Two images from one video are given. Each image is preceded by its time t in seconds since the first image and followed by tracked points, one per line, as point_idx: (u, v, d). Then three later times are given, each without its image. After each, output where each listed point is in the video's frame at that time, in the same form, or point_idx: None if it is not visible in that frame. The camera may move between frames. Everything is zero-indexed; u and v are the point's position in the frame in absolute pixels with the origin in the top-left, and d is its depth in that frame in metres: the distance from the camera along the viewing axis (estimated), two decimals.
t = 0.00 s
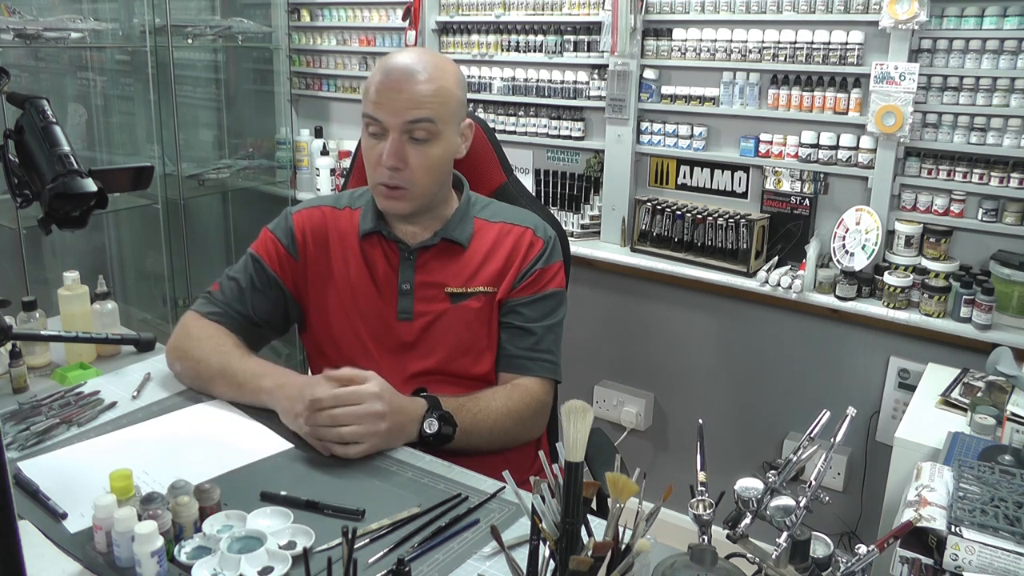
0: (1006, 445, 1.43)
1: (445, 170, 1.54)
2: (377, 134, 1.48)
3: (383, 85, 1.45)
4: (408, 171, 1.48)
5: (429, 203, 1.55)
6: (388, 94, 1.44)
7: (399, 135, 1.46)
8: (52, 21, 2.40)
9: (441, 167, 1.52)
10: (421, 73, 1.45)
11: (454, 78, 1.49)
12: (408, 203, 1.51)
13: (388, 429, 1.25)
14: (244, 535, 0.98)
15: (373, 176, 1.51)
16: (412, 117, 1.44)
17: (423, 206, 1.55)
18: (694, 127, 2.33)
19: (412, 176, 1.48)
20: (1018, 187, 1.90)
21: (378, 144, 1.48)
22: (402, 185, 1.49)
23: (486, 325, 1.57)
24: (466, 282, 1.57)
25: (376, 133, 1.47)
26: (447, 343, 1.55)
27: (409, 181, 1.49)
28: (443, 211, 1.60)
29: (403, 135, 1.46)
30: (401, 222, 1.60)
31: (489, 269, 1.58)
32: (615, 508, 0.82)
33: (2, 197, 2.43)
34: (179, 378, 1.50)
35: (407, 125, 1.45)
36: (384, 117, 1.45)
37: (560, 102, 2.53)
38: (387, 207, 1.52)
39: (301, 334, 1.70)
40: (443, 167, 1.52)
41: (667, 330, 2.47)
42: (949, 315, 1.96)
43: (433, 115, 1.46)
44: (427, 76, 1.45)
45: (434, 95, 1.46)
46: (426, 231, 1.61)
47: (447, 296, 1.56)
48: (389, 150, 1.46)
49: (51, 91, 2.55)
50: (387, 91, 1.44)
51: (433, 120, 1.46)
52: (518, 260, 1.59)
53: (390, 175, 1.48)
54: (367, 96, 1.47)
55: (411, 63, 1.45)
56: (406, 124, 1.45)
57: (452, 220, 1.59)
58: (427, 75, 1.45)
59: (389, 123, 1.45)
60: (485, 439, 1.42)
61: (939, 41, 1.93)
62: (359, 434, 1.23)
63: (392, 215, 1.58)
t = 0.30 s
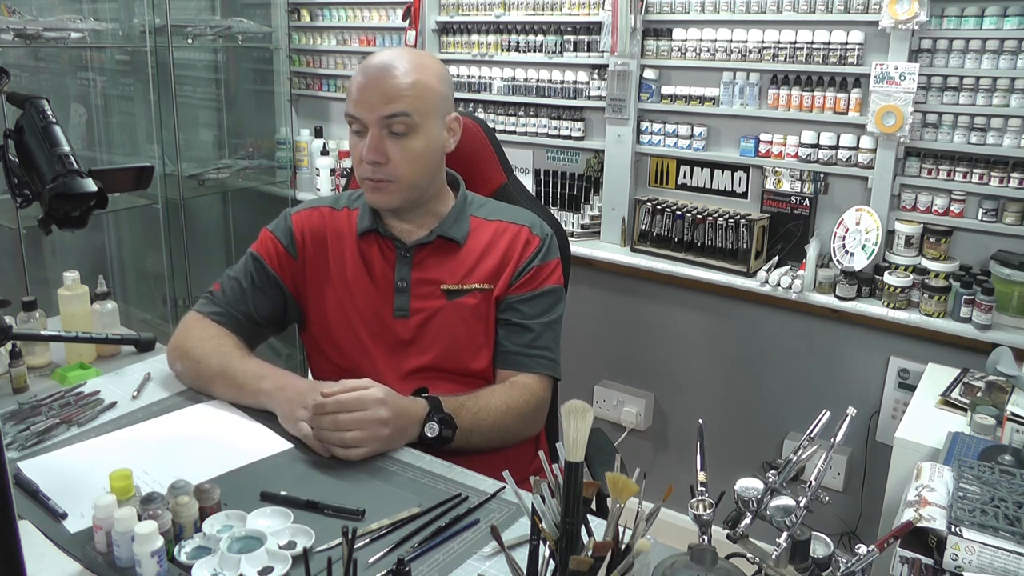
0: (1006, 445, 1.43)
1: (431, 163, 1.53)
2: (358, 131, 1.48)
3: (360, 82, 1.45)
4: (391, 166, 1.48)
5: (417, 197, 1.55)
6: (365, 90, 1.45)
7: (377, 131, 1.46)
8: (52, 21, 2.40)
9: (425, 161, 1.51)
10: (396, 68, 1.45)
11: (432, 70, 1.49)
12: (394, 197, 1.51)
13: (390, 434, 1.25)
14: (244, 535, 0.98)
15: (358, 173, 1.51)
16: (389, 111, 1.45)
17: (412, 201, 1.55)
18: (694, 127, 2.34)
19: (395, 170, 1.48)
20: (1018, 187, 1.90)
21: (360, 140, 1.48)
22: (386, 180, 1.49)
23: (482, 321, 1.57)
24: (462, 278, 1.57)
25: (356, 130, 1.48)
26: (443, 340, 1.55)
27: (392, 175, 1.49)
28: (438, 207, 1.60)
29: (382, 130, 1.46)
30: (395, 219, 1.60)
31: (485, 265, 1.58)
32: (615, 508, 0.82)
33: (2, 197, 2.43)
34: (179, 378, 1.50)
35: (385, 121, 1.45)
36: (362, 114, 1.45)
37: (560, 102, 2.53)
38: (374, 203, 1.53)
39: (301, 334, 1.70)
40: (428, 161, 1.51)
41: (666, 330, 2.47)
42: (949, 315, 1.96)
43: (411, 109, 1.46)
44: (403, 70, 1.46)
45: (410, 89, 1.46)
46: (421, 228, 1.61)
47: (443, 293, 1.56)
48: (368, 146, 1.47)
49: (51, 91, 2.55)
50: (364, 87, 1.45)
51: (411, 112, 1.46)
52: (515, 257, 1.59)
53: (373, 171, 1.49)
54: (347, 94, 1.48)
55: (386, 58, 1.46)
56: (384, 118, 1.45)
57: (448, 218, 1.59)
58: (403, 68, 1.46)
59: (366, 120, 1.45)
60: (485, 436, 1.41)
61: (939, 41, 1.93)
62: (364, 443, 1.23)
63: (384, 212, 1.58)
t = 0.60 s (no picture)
0: (1006, 445, 1.43)
1: (427, 163, 1.53)
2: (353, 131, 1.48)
3: (355, 82, 1.45)
4: (387, 165, 1.48)
5: (414, 198, 1.55)
6: (358, 89, 1.45)
7: (372, 131, 1.46)
8: (52, 21, 2.40)
9: (420, 160, 1.51)
10: (390, 68, 1.45)
11: (426, 68, 1.49)
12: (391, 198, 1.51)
13: (393, 436, 1.25)
14: (244, 535, 0.98)
15: (354, 173, 1.52)
16: (384, 110, 1.45)
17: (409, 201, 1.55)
18: (694, 127, 2.34)
19: (391, 170, 1.49)
20: (1018, 187, 1.90)
21: (355, 140, 1.48)
22: (382, 180, 1.49)
23: (482, 322, 1.57)
24: (461, 279, 1.57)
25: (352, 130, 1.48)
26: (443, 341, 1.54)
27: (388, 175, 1.49)
28: (435, 207, 1.61)
29: (377, 129, 1.46)
30: (393, 219, 1.60)
31: (484, 266, 1.58)
32: (615, 508, 0.82)
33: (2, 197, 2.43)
34: (179, 379, 1.50)
35: (379, 121, 1.45)
36: (356, 113, 1.45)
37: (560, 102, 2.53)
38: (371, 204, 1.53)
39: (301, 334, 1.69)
40: (423, 160, 1.52)
41: (666, 330, 2.47)
42: (949, 315, 1.96)
43: (405, 109, 1.46)
44: (396, 69, 1.46)
45: (405, 88, 1.46)
46: (418, 229, 1.61)
47: (442, 294, 1.56)
48: (363, 146, 1.47)
49: (51, 91, 2.55)
50: (358, 86, 1.45)
51: (405, 111, 1.46)
52: (514, 257, 1.59)
53: (368, 171, 1.49)
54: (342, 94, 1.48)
55: (379, 58, 1.45)
56: (378, 117, 1.45)
57: (446, 219, 1.59)
58: (397, 67, 1.46)
59: (361, 120, 1.46)
60: (484, 437, 1.42)
61: (939, 41, 1.93)
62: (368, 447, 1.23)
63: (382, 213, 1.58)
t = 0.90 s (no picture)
0: (1006, 445, 1.43)
1: (432, 166, 1.53)
2: (360, 131, 1.48)
3: (366, 81, 1.46)
4: (392, 166, 1.48)
5: (416, 200, 1.55)
6: (369, 89, 1.45)
7: (379, 131, 1.46)
8: (52, 21, 2.40)
9: (425, 163, 1.51)
10: (401, 69, 1.45)
11: (436, 72, 1.50)
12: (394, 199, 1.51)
13: (394, 433, 1.25)
14: (244, 535, 0.98)
15: (359, 173, 1.51)
16: (393, 111, 1.45)
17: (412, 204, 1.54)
18: (694, 127, 2.34)
19: (396, 171, 1.48)
20: (1018, 187, 1.90)
21: (362, 140, 1.48)
22: (387, 180, 1.49)
23: (481, 322, 1.57)
24: (460, 279, 1.57)
25: (359, 129, 1.48)
26: (442, 341, 1.55)
27: (393, 176, 1.49)
28: (434, 208, 1.60)
29: (385, 130, 1.46)
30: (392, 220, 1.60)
31: (484, 265, 1.58)
32: (615, 508, 0.82)
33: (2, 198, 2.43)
34: (178, 380, 1.50)
35: (387, 121, 1.46)
36: (365, 112, 1.46)
37: (560, 102, 2.53)
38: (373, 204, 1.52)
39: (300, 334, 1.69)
40: (428, 163, 1.52)
41: (666, 330, 2.47)
42: (949, 315, 1.96)
43: (414, 111, 1.46)
44: (407, 70, 1.46)
45: (414, 90, 1.46)
46: (416, 229, 1.60)
47: (441, 294, 1.55)
48: (369, 146, 1.47)
49: (51, 91, 2.55)
50: (369, 86, 1.45)
51: (414, 113, 1.46)
52: (513, 257, 1.59)
53: (373, 171, 1.49)
54: (351, 93, 1.48)
55: (391, 59, 1.45)
56: (387, 118, 1.45)
57: (446, 218, 1.59)
58: (408, 69, 1.46)
59: (369, 119, 1.46)
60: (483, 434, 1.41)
61: (938, 41, 1.93)
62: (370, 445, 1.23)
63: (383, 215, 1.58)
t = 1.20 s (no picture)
0: (1006, 445, 1.43)
1: (434, 165, 1.53)
2: (362, 129, 1.48)
3: (368, 80, 1.45)
4: (394, 165, 1.48)
5: (417, 199, 1.55)
6: (371, 87, 1.45)
7: (381, 130, 1.46)
8: (52, 21, 2.40)
9: (427, 162, 1.51)
10: (404, 68, 1.45)
11: (439, 71, 1.50)
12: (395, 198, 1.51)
13: (407, 373, 1.26)
14: (244, 535, 0.98)
15: (360, 171, 1.51)
16: (395, 110, 1.45)
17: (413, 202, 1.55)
18: (694, 127, 2.34)
19: (398, 169, 1.48)
20: (1018, 187, 1.90)
21: (363, 138, 1.48)
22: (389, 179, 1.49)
23: (485, 319, 1.56)
24: (462, 276, 1.56)
25: (361, 128, 1.48)
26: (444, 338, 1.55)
27: (395, 174, 1.49)
28: (435, 205, 1.60)
29: (386, 128, 1.46)
30: (393, 218, 1.60)
31: (488, 260, 1.58)
32: (615, 508, 0.82)
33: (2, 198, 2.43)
34: (178, 379, 1.49)
35: (389, 121, 1.46)
36: (367, 111, 1.46)
37: (560, 102, 2.53)
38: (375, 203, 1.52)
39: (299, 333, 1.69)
40: (430, 162, 1.52)
41: (666, 330, 2.47)
42: (949, 315, 1.96)
43: (416, 111, 1.46)
44: (409, 69, 1.46)
45: (416, 89, 1.46)
46: (416, 226, 1.61)
47: (443, 291, 1.55)
48: (371, 145, 1.46)
49: (51, 91, 2.56)
50: (371, 85, 1.45)
51: (416, 111, 1.46)
52: (517, 254, 1.59)
53: (375, 170, 1.49)
54: (353, 91, 1.48)
55: (394, 58, 1.45)
56: (389, 117, 1.45)
57: (448, 215, 1.58)
58: (411, 67, 1.46)
59: (371, 118, 1.46)
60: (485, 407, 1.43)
61: (939, 41, 1.93)
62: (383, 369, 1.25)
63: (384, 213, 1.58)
